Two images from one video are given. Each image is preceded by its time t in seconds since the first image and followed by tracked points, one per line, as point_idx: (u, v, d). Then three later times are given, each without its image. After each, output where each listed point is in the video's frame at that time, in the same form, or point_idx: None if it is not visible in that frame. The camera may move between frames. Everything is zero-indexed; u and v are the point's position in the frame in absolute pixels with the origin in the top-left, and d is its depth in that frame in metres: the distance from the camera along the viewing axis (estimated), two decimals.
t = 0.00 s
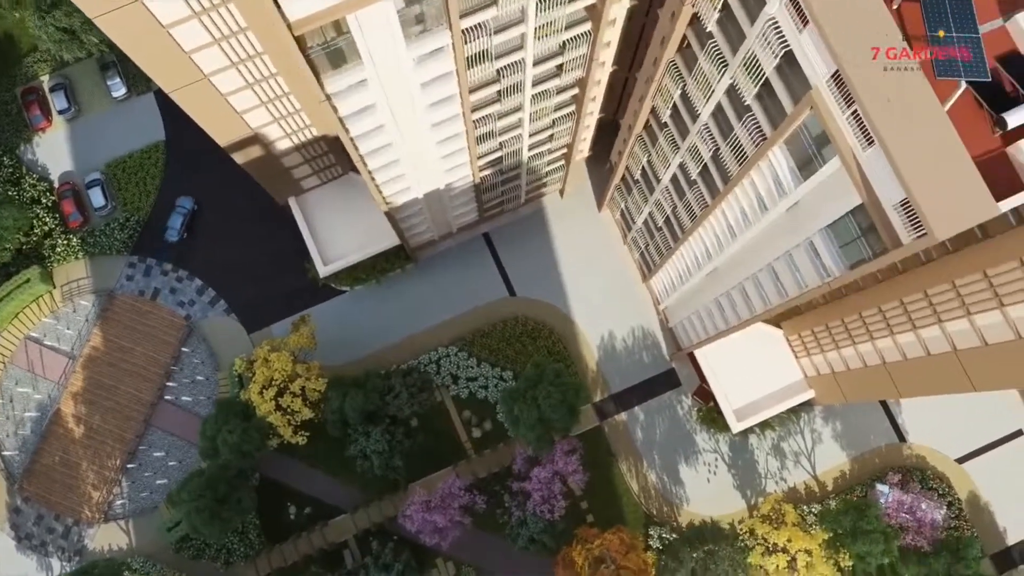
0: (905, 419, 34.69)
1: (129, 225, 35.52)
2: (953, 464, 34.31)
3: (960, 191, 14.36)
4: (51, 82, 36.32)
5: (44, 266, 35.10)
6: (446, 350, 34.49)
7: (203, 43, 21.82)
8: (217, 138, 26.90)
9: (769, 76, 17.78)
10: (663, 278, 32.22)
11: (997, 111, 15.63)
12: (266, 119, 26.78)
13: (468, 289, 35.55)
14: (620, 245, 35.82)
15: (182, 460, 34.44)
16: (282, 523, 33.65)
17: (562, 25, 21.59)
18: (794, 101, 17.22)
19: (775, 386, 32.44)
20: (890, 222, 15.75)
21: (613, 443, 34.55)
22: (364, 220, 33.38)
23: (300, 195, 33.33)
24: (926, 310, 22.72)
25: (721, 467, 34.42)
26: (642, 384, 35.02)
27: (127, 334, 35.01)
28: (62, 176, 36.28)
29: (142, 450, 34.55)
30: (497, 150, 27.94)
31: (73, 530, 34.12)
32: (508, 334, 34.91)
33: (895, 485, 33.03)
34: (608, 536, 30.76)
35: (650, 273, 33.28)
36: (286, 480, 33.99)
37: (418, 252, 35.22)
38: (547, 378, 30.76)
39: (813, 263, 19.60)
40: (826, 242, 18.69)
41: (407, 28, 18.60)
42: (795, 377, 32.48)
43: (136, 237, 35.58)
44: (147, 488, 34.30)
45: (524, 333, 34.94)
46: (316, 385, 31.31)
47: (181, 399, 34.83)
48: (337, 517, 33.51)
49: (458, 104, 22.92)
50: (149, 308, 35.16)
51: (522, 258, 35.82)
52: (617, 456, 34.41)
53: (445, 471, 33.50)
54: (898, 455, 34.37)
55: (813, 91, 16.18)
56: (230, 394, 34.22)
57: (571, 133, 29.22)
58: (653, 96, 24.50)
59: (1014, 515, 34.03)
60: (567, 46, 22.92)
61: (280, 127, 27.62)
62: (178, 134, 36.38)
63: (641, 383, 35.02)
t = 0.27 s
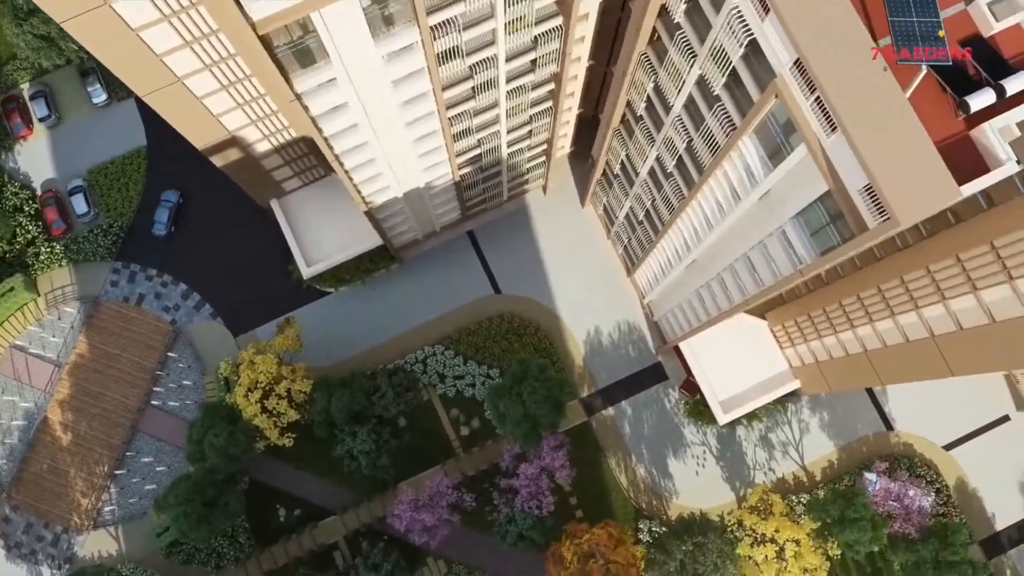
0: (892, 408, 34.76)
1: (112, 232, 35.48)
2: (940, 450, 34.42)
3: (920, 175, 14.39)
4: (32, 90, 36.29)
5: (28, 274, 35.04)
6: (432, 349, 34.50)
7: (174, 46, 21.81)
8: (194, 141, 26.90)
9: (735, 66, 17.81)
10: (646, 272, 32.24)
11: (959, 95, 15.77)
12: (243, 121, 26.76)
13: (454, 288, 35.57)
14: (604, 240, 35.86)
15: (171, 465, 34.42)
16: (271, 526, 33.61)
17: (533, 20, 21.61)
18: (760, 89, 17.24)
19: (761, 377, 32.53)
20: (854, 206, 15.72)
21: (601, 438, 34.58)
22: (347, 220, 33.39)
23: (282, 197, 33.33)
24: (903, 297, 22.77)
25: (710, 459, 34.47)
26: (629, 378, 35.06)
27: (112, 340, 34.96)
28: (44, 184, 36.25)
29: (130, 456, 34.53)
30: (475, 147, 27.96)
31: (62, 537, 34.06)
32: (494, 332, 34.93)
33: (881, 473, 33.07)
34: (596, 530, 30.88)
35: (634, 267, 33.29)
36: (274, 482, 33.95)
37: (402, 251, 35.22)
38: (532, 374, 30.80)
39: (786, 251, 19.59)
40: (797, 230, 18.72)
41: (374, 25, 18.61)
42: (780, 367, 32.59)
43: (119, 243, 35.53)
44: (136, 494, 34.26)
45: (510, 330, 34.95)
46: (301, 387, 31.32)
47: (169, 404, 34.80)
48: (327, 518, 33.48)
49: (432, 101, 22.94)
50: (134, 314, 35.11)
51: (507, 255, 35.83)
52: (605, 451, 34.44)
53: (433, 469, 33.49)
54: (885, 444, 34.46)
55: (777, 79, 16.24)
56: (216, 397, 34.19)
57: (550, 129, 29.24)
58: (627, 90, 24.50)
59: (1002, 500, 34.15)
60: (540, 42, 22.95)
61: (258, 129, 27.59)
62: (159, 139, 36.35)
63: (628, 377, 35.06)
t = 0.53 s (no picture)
0: (878, 396, 34.83)
1: (96, 238, 35.45)
2: (927, 438, 34.52)
3: (882, 160, 14.40)
4: (12, 99, 36.27)
5: (12, 282, 34.98)
6: (418, 349, 34.49)
7: (146, 49, 21.81)
8: (172, 145, 26.88)
9: (702, 57, 17.81)
10: (629, 267, 32.22)
11: (922, 80, 15.84)
12: (221, 124, 26.75)
13: (438, 287, 35.57)
14: (587, 236, 35.87)
15: (159, 470, 34.40)
16: (261, 529, 33.58)
17: (504, 16, 21.63)
18: (726, 78, 17.22)
19: (746, 369, 32.56)
20: (821, 194, 15.73)
21: (589, 433, 34.60)
22: (329, 222, 33.35)
23: (264, 200, 33.30)
24: (881, 284, 22.68)
25: (698, 452, 34.52)
26: (616, 374, 35.08)
27: (98, 347, 34.89)
28: (26, 192, 36.23)
29: (119, 462, 34.49)
30: (453, 145, 27.97)
31: (52, 545, 34.01)
32: (480, 330, 34.93)
33: (869, 462, 33.17)
34: (584, 525, 30.89)
35: (617, 262, 33.26)
36: (263, 486, 33.90)
37: (386, 252, 35.22)
38: (516, 371, 30.80)
39: (759, 241, 19.59)
40: (769, 220, 18.73)
41: (342, 23, 18.58)
42: (765, 359, 32.62)
43: (103, 250, 35.48)
44: (125, 500, 34.23)
45: (495, 327, 34.95)
46: (286, 389, 31.30)
47: (156, 409, 34.77)
48: (316, 520, 33.45)
49: (405, 100, 22.93)
50: (119, 320, 35.08)
51: (491, 253, 35.84)
52: (593, 446, 34.46)
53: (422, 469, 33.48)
54: (873, 432, 34.52)
55: (741, 69, 16.27)
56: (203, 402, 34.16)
57: (528, 125, 29.24)
58: (601, 84, 24.49)
59: (990, 487, 34.25)
60: (512, 38, 22.96)
61: (236, 132, 27.57)
62: (141, 145, 36.32)
63: (614, 372, 35.09)
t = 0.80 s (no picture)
0: (865, 386, 34.89)
1: (79, 246, 35.40)
2: (914, 426, 34.60)
3: (842, 147, 14.39)
4: None
5: None
6: (404, 349, 34.48)
7: (117, 54, 21.80)
8: (149, 150, 26.89)
9: (668, 49, 17.80)
10: (612, 262, 32.20)
11: (885, 67, 15.90)
12: (198, 128, 26.74)
13: (423, 286, 35.57)
14: (571, 233, 35.89)
15: (148, 476, 34.37)
16: (250, 533, 33.53)
17: (474, 13, 21.66)
18: (691, 69, 17.22)
19: (731, 361, 32.60)
20: (787, 182, 15.74)
21: (577, 430, 34.62)
22: (311, 224, 33.30)
23: (246, 203, 33.27)
24: (857, 273, 22.49)
25: (685, 445, 34.55)
26: (603, 369, 35.10)
27: (83, 354, 34.84)
28: (9, 201, 36.20)
29: (107, 469, 34.43)
30: (431, 144, 27.99)
31: (41, 554, 33.96)
32: (465, 328, 34.94)
33: (856, 451, 33.26)
34: (573, 521, 30.92)
35: (601, 258, 33.23)
36: (251, 489, 33.83)
37: (370, 252, 35.21)
38: (501, 368, 30.80)
39: (731, 231, 19.60)
40: (740, 210, 18.73)
41: (309, 22, 18.55)
42: (750, 351, 32.68)
43: (87, 257, 35.43)
44: (113, 507, 34.19)
45: (481, 326, 34.96)
46: (272, 392, 31.28)
47: (143, 415, 34.73)
48: (305, 522, 33.41)
49: (379, 99, 22.89)
50: (104, 327, 35.03)
51: (475, 252, 35.84)
52: (581, 442, 34.49)
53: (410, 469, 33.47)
54: (860, 422, 34.59)
55: (705, 60, 16.32)
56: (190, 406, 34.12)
57: (506, 122, 29.25)
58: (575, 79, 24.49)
59: (978, 474, 34.32)
60: (484, 34, 22.98)
61: (213, 136, 27.56)
62: (122, 152, 36.29)
63: (601, 368, 35.11)
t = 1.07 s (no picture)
0: (851, 376, 34.95)
1: (62, 254, 35.34)
2: (901, 415, 34.68)
3: (803, 135, 14.35)
4: None
5: None
6: (390, 350, 34.48)
7: (88, 60, 21.77)
8: (127, 155, 26.87)
9: (634, 42, 17.79)
10: (595, 258, 32.21)
11: (847, 55, 15.97)
12: (175, 133, 26.72)
13: (408, 287, 35.55)
14: (554, 230, 35.91)
15: (136, 483, 34.31)
16: (240, 537, 33.45)
17: (444, 10, 21.68)
18: (656, 61, 17.22)
19: (716, 354, 32.68)
20: (752, 172, 15.77)
21: (565, 426, 34.64)
22: (294, 226, 33.29)
23: (228, 207, 33.25)
24: (834, 262, 22.49)
25: (673, 440, 34.59)
26: (589, 365, 35.12)
27: (69, 362, 34.79)
28: None
29: (95, 477, 34.37)
30: (409, 143, 28.00)
31: (31, 563, 33.89)
32: (451, 328, 34.95)
33: (842, 441, 33.38)
34: (561, 517, 30.96)
35: (584, 254, 33.24)
36: (240, 494, 33.75)
37: (354, 254, 35.19)
38: (485, 366, 30.82)
39: (703, 223, 19.61)
40: (710, 202, 18.68)
41: (276, 23, 18.56)
42: (735, 343, 32.75)
43: (71, 265, 35.37)
44: (102, 514, 34.14)
45: (466, 325, 34.97)
46: (257, 395, 31.27)
47: (130, 422, 34.67)
48: (294, 525, 33.35)
49: (352, 99, 22.89)
50: (89, 335, 34.98)
51: (459, 251, 35.85)
52: (569, 439, 34.51)
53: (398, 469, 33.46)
54: (847, 412, 34.66)
55: (669, 52, 16.34)
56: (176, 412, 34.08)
57: (485, 120, 29.27)
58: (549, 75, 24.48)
59: (965, 461, 34.40)
60: (456, 32, 22.99)
61: (191, 140, 27.54)
62: (104, 159, 36.25)
63: (587, 364, 35.12)
